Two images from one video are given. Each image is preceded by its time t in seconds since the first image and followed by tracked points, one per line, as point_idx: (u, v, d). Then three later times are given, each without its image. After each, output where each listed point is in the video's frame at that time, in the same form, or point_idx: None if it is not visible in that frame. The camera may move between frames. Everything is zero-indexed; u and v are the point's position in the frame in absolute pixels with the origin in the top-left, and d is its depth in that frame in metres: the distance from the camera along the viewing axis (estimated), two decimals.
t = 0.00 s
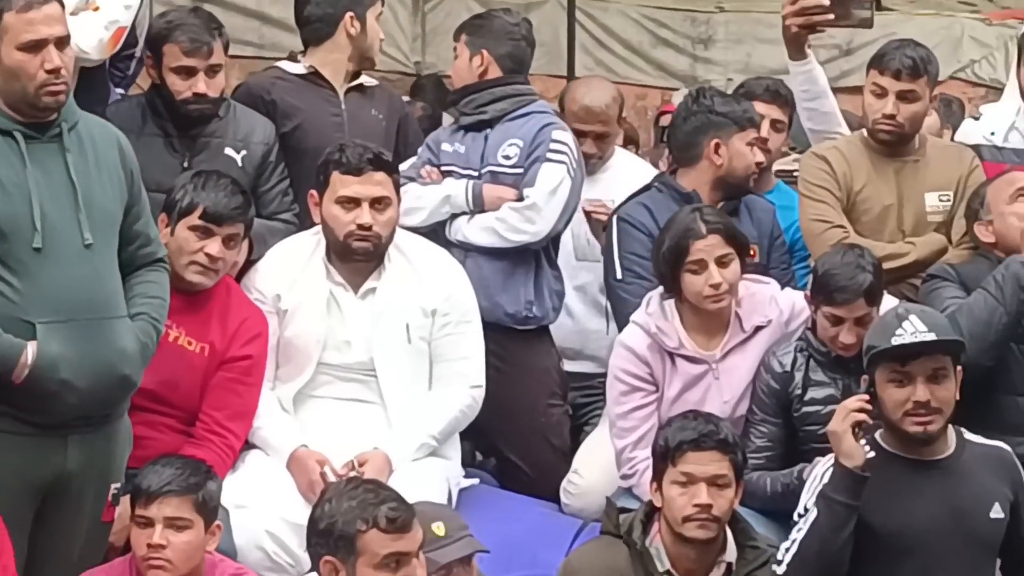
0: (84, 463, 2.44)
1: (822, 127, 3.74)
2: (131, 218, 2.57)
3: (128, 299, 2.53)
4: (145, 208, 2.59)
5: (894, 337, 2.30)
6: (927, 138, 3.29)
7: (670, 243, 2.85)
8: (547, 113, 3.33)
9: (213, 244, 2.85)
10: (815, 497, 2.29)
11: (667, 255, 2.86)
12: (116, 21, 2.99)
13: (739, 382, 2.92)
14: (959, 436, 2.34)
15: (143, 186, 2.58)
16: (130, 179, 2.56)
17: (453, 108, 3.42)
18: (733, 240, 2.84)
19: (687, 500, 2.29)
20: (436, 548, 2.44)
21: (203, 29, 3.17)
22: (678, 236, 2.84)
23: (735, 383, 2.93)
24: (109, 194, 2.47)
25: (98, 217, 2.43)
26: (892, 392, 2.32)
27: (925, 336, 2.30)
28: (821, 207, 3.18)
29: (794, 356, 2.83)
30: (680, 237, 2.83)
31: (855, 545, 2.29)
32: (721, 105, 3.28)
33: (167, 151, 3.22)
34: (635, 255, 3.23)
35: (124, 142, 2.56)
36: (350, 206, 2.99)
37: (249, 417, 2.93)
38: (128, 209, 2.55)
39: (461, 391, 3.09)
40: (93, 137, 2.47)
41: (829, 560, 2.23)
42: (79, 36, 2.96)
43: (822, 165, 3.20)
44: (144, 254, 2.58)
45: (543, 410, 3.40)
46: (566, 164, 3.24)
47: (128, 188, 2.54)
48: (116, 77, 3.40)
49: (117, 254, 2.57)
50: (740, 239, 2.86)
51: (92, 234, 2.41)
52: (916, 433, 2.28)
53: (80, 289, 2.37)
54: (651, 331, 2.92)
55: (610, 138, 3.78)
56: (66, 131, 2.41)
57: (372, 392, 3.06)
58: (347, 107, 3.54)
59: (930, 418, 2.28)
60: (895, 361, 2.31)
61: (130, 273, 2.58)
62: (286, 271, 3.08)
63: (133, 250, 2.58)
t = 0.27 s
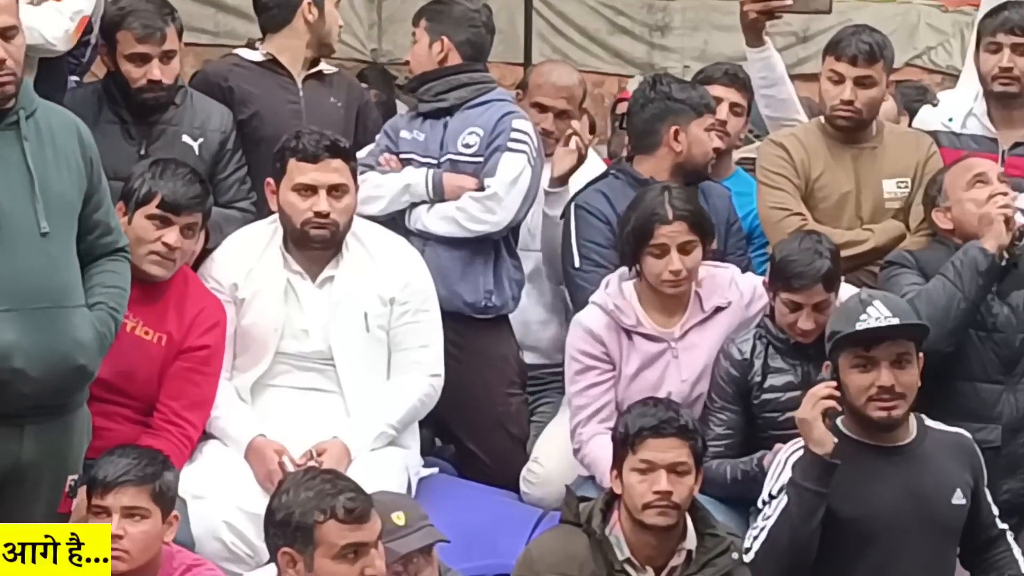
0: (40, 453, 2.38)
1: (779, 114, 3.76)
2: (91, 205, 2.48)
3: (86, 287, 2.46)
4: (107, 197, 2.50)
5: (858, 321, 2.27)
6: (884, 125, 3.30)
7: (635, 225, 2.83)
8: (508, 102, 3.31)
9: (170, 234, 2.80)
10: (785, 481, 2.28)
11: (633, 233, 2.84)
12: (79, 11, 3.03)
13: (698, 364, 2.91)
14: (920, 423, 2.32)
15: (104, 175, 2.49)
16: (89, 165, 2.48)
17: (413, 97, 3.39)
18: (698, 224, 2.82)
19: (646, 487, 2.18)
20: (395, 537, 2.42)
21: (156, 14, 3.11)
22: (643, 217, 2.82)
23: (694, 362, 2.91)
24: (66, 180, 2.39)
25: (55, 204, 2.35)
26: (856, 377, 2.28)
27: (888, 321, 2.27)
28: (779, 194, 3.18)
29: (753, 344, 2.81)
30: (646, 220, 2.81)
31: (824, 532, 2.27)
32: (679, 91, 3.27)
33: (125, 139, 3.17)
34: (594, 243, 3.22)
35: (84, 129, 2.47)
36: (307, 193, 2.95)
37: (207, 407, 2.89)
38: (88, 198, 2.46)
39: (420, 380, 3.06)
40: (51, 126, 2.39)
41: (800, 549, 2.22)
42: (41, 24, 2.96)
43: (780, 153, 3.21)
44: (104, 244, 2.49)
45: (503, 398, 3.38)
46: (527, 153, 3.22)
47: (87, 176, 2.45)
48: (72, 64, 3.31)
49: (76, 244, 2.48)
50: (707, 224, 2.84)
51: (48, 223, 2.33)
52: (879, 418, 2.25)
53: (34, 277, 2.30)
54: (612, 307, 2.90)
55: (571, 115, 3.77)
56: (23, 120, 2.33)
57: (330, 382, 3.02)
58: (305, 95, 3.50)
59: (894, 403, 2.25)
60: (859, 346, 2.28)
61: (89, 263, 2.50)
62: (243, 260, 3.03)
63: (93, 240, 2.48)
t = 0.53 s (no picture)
0: (9, 434, 2.31)
1: (752, 95, 3.77)
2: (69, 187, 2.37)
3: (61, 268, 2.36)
4: (87, 175, 2.40)
5: (838, 299, 2.26)
6: (857, 104, 3.30)
7: (623, 203, 2.79)
8: (483, 82, 3.28)
9: (141, 214, 2.78)
10: (766, 457, 2.26)
11: (619, 210, 2.81)
12: None
13: (669, 339, 2.88)
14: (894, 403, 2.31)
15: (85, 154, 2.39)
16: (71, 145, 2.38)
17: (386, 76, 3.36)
18: (684, 207, 2.79)
19: (620, 468, 2.17)
20: (366, 518, 2.41)
21: None
22: (633, 196, 2.77)
23: (665, 334, 2.88)
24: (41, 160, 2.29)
25: (27, 184, 2.26)
26: (834, 356, 2.28)
27: (870, 300, 2.27)
28: (754, 174, 3.17)
29: (727, 324, 2.80)
30: (636, 200, 2.77)
31: (803, 512, 2.25)
32: (652, 70, 3.27)
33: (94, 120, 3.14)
34: (566, 223, 3.20)
35: (65, 107, 2.37)
36: (279, 172, 2.92)
37: (176, 388, 2.86)
38: (66, 178, 2.36)
39: (390, 361, 3.03)
40: (28, 103, 2.29)
41: (778, 528, 2.21)
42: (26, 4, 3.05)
43: (754, 134, 3.20)
44: (83, 224, 2.39)
45: (475, 377, 3.35)
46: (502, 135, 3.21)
47: (65, 155, 2.35)
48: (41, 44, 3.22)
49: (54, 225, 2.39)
50: (694, 205, 2.81)
51: (20, 203, 2.25)
52: (856, 397, 2.24)
53: None
54: (591, 271, 2.88)
55: (554, 91, 3.72)
56: None
57: (301, 362, 2.99)
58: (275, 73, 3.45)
59: (871, 382, 2.24)
60: (838, 325, 2.28)
61: (68, 244, 2.40)
62: (211, 239, 2.99)
63: (72, 220, 2.39)
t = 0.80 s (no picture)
0: None
1: (732, 76, 3.74)
2: (57, 168, 2.30)
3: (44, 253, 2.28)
4: (76, 155, 2.32)
5: (827, 279, 2.25)
6: (837, 85, 3.30)
7: (606, 186, 2.77)
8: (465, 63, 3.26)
9: (121, 197, 2.77)
10: (752, 439, 2.23)
11: (601, 194, 2.79)
12: None
13: (652, 316, 2.88)
14: (880, 389, 2.28)
15: (73, 134, 2.32)
16: (61, 125, 2.30)
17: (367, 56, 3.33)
18: (664, 192, 2.78)
19: (603, 451, 2.16)
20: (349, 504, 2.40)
21: None
22: (615, 183, 2.76)
23: (649, 311, 2.88)
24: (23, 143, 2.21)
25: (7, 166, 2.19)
26: (822, 336, 2.25)
27: (858, 281, 2.25)
28: (735, 156, 3.17)
29: (708, 307, 2.80)
30: (618, 185, 2.75)
31: (789, 495, 2.23)
32: (632, 52, 3.27)
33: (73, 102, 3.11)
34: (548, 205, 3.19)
35: (52, 85, 2.29)
36: (259, 154, 2.90)
37: (156, 371, 2.84)
38: (53, 159, 2.29)
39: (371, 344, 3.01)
40: (12, 82, 2.22)
41: (766, 510, 2.18)
42: None
43: (734, 115, 3.19)
44: (72, 206, 2.32)
45: (457, 359, 3.33)
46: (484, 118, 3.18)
47: (52, 136, 2.28)
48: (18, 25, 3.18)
49: (43, 207, 2.31)
50: (674, 190, 2.80)
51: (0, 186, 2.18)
52: (842, 379, 2.21)
53: None
54: (580, 240, 2.92)
55: (543, 64, 3.60)
56: None
57: (281, 345, 2.97)
58: (255, 55, 3.42)
59: (858, 363, 2.21)
60: (827, 305, 2.26)
61: (57, 227, 2.32)
62: (190, 223, 2.97)
63: (60, 202, 2.31)
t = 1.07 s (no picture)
0: None
1: (718, 58, 3.73)
2: (48, 154, 2.27)
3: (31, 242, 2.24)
4: (68, 140, 2.30)
5: (819, 264, 2.24)
6: (824, 67, 3.29)
7: (588, 181, 2.76)
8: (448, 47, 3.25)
9: (107, 182, 2.76)
10: (741, 424, 2.22)
11: (583, 188, 2.79)
12: None
13: (639, 296, 2.87)
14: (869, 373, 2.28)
15: (65, 119, 2.28)
16: (53, 109, 2.27)
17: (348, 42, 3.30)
18: (646, 185, 2.77)
19: (591, 436, 2.16)
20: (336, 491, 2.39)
21: None
22: (596, 178, 2.75)
23: (638, 294, 2.88)
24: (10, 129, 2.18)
25: None
26: (812, 321, 2.25)
27: (849, 266, 2.25)
28: (721, 139, 3.16)
29: (694, 290, 2.79)
30: (599, 180, 2.75)
31: (779, 479, 2.23)
32: (623, 35, 3.24)
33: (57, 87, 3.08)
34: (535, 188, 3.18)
35: (43, 69, 2.26)
36: (242, 139, 2.87)
37: (141, 357, 2.83)
38: (44, 145, 2.26)
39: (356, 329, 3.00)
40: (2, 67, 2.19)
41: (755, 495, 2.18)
42: None
43: (720, 98, 3.18)
44: (62, 192, 2.29)
45: (442, 345, 3.30)
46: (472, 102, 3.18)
47: (43, 122, 2.25)
48: None
49: (33, 193, 2.29)
50: (657, 181, 2.79)
51: None
52: (834, 362, 2.21)
53: None
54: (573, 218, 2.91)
55: (515, 43, 3.51)
56: None
57: (266, 331, 2.95)
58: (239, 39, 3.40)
59: (848, 348, 2.21)
60: (816, 290, 2.26)
61: (48, 213, 2.30)
62: (174, 209, 2.95)
63: (51, 188, 2.29)
